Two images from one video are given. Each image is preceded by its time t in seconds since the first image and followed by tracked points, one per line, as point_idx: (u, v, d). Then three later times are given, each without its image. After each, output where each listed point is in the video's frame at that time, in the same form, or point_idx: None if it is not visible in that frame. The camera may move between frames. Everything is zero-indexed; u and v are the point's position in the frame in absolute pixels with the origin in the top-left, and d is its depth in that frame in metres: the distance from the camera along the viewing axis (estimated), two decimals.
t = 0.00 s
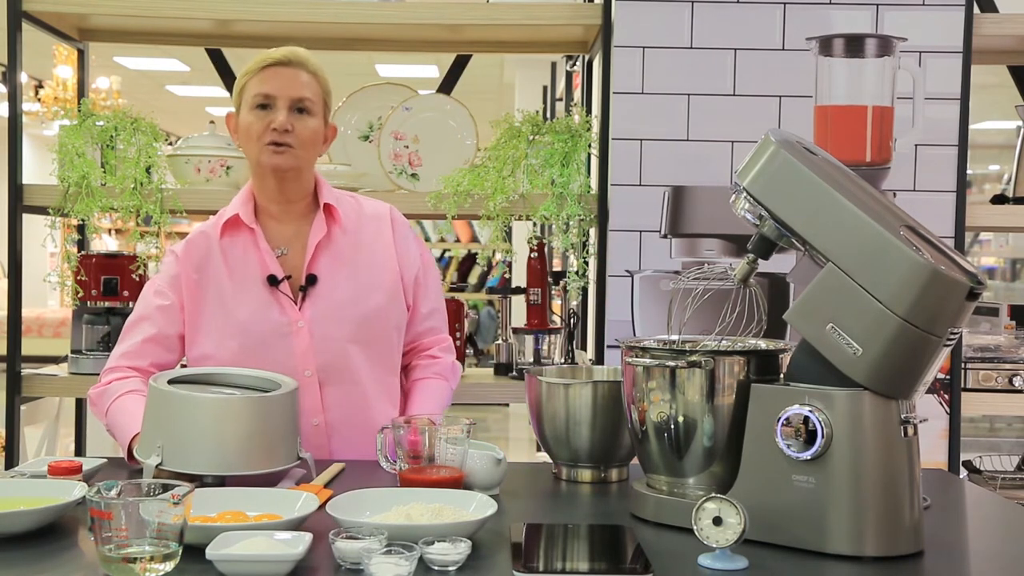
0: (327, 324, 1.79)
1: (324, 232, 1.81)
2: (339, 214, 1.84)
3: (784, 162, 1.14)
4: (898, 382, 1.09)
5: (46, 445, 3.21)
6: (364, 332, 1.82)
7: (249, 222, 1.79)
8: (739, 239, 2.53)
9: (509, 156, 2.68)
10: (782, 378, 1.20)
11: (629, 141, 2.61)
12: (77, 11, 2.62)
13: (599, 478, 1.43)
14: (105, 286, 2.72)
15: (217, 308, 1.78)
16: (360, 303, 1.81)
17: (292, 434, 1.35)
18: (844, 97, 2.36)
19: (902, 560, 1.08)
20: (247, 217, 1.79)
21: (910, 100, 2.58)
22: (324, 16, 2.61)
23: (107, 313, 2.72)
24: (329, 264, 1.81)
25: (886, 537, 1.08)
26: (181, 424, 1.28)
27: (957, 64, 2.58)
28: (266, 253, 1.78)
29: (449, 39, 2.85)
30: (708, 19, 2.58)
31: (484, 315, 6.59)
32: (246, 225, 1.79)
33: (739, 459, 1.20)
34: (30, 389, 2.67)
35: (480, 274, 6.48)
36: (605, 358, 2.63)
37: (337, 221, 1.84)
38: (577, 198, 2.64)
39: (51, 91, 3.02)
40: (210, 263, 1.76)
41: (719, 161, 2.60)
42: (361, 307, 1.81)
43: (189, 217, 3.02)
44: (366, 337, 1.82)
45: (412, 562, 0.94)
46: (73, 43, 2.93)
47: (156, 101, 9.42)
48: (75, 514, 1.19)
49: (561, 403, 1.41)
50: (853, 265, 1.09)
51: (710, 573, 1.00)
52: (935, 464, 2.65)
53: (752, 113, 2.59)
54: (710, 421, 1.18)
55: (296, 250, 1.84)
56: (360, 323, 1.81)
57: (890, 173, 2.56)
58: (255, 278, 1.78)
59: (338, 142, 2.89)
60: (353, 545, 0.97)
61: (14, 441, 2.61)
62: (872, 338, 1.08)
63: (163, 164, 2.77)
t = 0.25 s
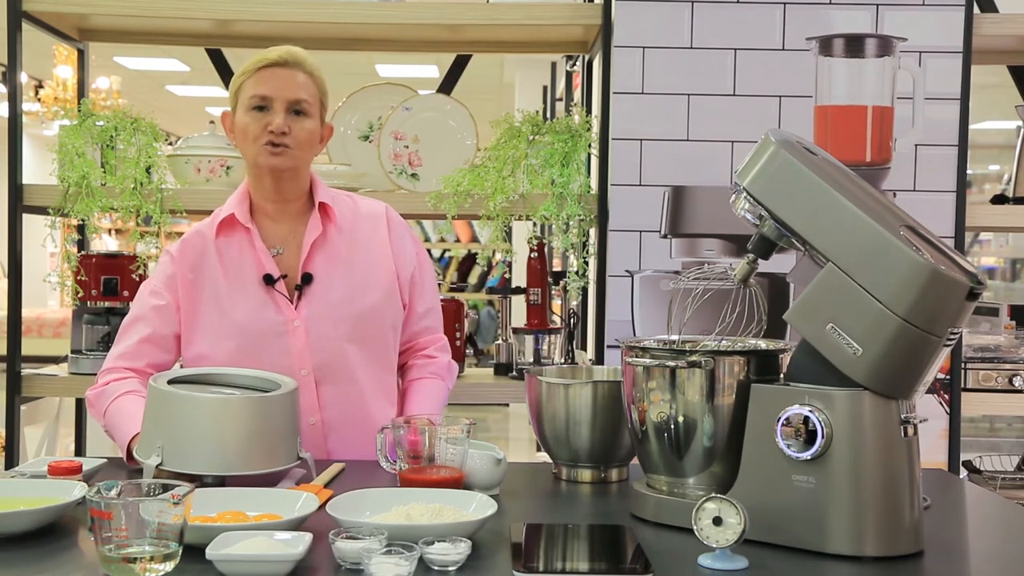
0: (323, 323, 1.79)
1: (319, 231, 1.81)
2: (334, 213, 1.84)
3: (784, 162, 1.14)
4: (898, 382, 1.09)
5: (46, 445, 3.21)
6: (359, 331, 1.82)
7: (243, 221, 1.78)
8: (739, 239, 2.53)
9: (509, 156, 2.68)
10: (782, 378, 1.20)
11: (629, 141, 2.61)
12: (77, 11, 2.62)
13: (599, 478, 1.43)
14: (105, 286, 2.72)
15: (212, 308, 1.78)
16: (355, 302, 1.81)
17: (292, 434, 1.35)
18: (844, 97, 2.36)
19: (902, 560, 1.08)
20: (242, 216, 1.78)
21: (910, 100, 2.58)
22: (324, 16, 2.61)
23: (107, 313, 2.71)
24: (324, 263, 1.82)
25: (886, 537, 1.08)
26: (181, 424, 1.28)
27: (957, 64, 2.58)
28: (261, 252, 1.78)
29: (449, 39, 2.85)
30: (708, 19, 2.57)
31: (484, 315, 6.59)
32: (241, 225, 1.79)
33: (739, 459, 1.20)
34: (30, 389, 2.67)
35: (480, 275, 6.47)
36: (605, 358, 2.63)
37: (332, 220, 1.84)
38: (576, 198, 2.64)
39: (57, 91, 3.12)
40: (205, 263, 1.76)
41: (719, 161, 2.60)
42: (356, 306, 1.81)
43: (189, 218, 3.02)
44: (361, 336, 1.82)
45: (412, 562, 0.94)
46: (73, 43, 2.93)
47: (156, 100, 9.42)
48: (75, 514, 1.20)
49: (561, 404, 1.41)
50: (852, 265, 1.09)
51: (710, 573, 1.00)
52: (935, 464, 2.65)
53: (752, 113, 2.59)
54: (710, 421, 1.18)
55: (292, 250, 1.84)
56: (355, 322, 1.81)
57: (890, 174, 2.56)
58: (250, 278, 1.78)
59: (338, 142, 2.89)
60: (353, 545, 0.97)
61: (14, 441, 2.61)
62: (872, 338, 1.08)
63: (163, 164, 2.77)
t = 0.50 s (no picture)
0: (320, 324, 1.80)
1: (317, 232, 1.81)
2: (332, 213, 1.84)
3: (783, 161, 1.14)
4: (898, 382, 1.09)
5: (47, 445, 3.21)
6: (357, 332, 1.82)
7: (241, 221, 1.78)
8: (739, 239, 2.53)
9: (509, 156, 2.68)
10: (782, 378, 1.20)
11: (629, 141, 2.61)
12: (77, 11, 2.62)
13: (599, 478, 1.43)
14: (106, 286, 2.72)
15: (209, 307, 1.77)
16: (353, 303, 1.81)
17: (292, 434, 1.35)
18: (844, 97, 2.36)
19: (902, 560, 1.08)
20: (239, 216, 1.78)
21: (910, 100, 2.58)
22: (324, 16, 2.61)
23: (107, 313, 2.71)
24: (322, 264, 1.82)
25: (886, 536, 1.08)
26: (181, 424, 1.28)
27: (957, 64, 2.58)
28: (259, 253, 1.78)
29: (449, 39, 2.85)
30: (708, 19, 2.57)
31: (484, 315, 6.59)
32: (239, 225, 1.79)
33: (739, 459, 1.20)
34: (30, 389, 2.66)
35: (480, 275, 6.47)
36: (605, 359, 2.63)
37: (330, 221, 1.84)
38: (577, 198, 2.64)
39: (55, 90, 3.15)
40: (203, 263, 1.76)
41: (719, 161, 2.60)
42: (353, 307, 1.81)
43: (189, 218, 3.02)
44: (359, 336, 1.82)
45: (412, 562, 0.94)
46: (73, 43, 2.93)
47: (155, 100, 9.42)
48: (75, 514, 1.20)
49: (561, 403, 1.41)
50: (852, 264, 1.09)
51: (710, 573, 1.00)
52: (935, 464, 2.65)
53: (752, 113, 2.59)
54: (710, 422, 1.18)
55: (290, 250, 1.85)
56: (353, 323, 1.81)
57: (890, 174, 2.56)
58: (248, 278, 1.78)
59: (338, 142, 2.89)
60: (353, 545, 0.97)
61: (14, 441, 2.61)
62: (872, 338, 1.08)
63: (163, 164, 2.77)
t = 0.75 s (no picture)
0: (318, 324, 1.80)
1: (316, 233, 1.81)
2: (331, 215, 1.84)
3: (783, 161, 1.14)
4: (898, 382, 1.09)
5: (47, 445, 3.21)
6: (355, 333, 1.82)
7: (240, 221, 1.78)
8: (739, 239, 2.53)
9: (509, 156, 2.68)
10: (782, 378, 1.20)
11: (629, 141, 2.61)
12: (77, 11, 2.62)
13: (599, 478, 1.43)
14: (106, 286, 2.72)
15: (208, 308, 1.77)
16: (351, 305, 1.81)
17: (292, 434, 1.35)
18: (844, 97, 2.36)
19: (902, 560, 1.08)
20: (238, 216, 1.78)
21: (910, 100, 2.58)
22: (323, 16, 2.61)
23: (107, 313, 2.71)
24: (320, 265, 1.82)
25: (886, 536, 1.08)
26: (181, 424, 1.28)
27: (957, 64, 2.58)
28: (257, 253, 1.78)
29: (449, 39, 2.85)
30: (708, 19, 2.57)
31: (484, 315, 6.60)
32: (238, 225, 1.79)
33: (739, 459, 1.20)
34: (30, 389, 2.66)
35: (480, 275, 6.47)
36: (605, 359, 2.63)
37: (329, 222, 1.84)
38: (577, 198, 2.64)
39: (56, 91, 3.13)
40: (202, 263, 1.76)
41: (719, 161, 2.60)
42: (352, 308, 1.81)
43: (189, 218, 3.03)
44: (358, 337, 1.82)
45: (412, 562, 0.94)
46: (73, 43, 2.93)
47: (155, 100, 9.42)
48: (75, 514, 1.20)
49: (561, 404, 1.41)
50: (852, 264, 1.09)
51: (710, 573, 1.00)
52: (935, 464, 2.65)
53: (752, 113, 2.59)
54: (710, 421, 1.18)
55: (289, 251, 1.85)
56: (351, 324, 1.81)
57: (890, 174, 2.56)
58: (246, 278, 1.78)
59: (338, 142, 2.89)
60: (353, 545, 0.97)
61: (15, 441, 2.61)
62: (871, 338, 1.08)
63: (163, 164, 2.77)
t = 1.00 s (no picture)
0: (318, 325, 1.80)
1: (315, 233, 1.81)
2: (331, 215, 1.84)
3: (784, 162, 1.14)
4: (898, 382, 1.09)
5: (47, 445, 3.21)
6: (355, 334, 1.82)
7: (240, 221, 1.78)
8: (739, 239, 2.53)
9: (509, 156, 2.68)
10: (782, 378, 1.20)
11: (629, 141, 2.61)
12: (77, 11, 2.62)
13: (599, 478, 1.43)
14: (106, 286, 2.72)
15: (207, 308, 1.77)
16: (351, 305, 1.81)
17: (292, 433, 1.35)
18: (844, 97, 2.36)
19: (902, 560, 1.08)
20: (238, 217, 1.78)
21: (910, 100, 2.58)
22: (324, 16, 2.61)
23: (107, 313, 2.71)
24: (320, 265, 1.82)
25: (886, 536, 1.08)
26: (181, 424, 1.28)
27: (957, 64, 2.58)
28: (257, 253, 1.78)
29: (449, 39, 2.85)
30: (708, 19, 2.58)
31: (484, 315, 6.60)
32: (238, 225, 1.79)
33: (739, 460, 1.20)
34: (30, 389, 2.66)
35: (480, 275, 6.47)
36: (605, 359, 2.63)
37: (329, 222, 1.84)
38: (576, 198, 2.64)
39: (56, 91, 3.15)
40: (202, 263, 1.76)
41: (719, 161, 2.60)
42: (351, 308, 1.81)
43: (189, 218, 3.03)
44: (357, 337, 1.82)
45: (412, 562, 0.94)
46: (73, 43, 2.93)
47: (155, 100, 9.42)
48: (75, 514, 1.20)
49: (561, 403, 1.41)
50: (852, 264, 1.09)
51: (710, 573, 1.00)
52: (934, 464, 2.65)
53: (752, 113, 2.59)
54: (710, 422, 1.18)
55: (289, 251, 1.85)
56: (351, 324, 1.81)
57: (890, 174, 2.56)
58: (246, 278, 1.78)
59: (338, 142, 2.89)
60: (353, 545, 0.97)
61: (15, 441, 2.61)
62: (871, 338, 1.08)
63: (163, 164, 2.77)
